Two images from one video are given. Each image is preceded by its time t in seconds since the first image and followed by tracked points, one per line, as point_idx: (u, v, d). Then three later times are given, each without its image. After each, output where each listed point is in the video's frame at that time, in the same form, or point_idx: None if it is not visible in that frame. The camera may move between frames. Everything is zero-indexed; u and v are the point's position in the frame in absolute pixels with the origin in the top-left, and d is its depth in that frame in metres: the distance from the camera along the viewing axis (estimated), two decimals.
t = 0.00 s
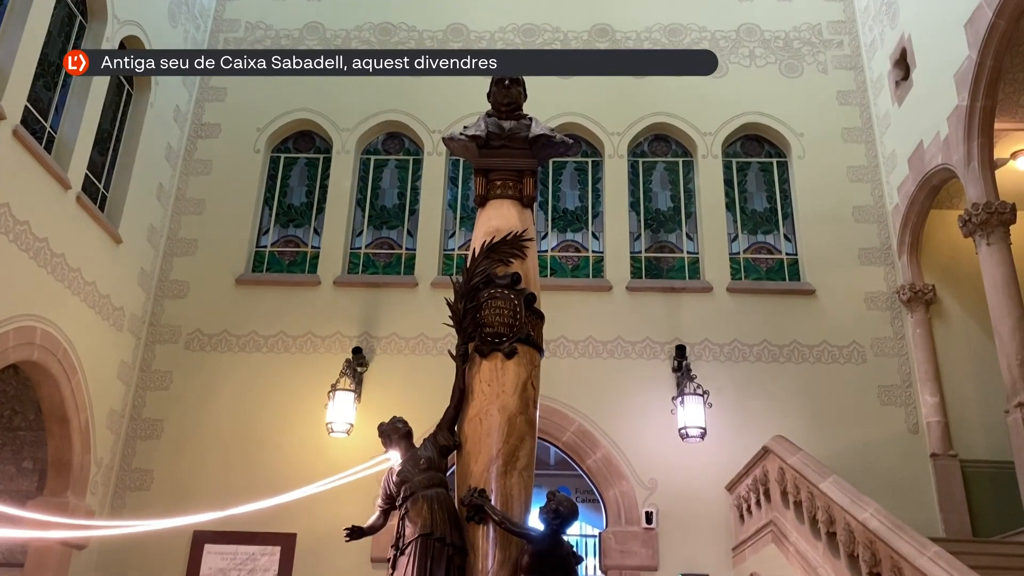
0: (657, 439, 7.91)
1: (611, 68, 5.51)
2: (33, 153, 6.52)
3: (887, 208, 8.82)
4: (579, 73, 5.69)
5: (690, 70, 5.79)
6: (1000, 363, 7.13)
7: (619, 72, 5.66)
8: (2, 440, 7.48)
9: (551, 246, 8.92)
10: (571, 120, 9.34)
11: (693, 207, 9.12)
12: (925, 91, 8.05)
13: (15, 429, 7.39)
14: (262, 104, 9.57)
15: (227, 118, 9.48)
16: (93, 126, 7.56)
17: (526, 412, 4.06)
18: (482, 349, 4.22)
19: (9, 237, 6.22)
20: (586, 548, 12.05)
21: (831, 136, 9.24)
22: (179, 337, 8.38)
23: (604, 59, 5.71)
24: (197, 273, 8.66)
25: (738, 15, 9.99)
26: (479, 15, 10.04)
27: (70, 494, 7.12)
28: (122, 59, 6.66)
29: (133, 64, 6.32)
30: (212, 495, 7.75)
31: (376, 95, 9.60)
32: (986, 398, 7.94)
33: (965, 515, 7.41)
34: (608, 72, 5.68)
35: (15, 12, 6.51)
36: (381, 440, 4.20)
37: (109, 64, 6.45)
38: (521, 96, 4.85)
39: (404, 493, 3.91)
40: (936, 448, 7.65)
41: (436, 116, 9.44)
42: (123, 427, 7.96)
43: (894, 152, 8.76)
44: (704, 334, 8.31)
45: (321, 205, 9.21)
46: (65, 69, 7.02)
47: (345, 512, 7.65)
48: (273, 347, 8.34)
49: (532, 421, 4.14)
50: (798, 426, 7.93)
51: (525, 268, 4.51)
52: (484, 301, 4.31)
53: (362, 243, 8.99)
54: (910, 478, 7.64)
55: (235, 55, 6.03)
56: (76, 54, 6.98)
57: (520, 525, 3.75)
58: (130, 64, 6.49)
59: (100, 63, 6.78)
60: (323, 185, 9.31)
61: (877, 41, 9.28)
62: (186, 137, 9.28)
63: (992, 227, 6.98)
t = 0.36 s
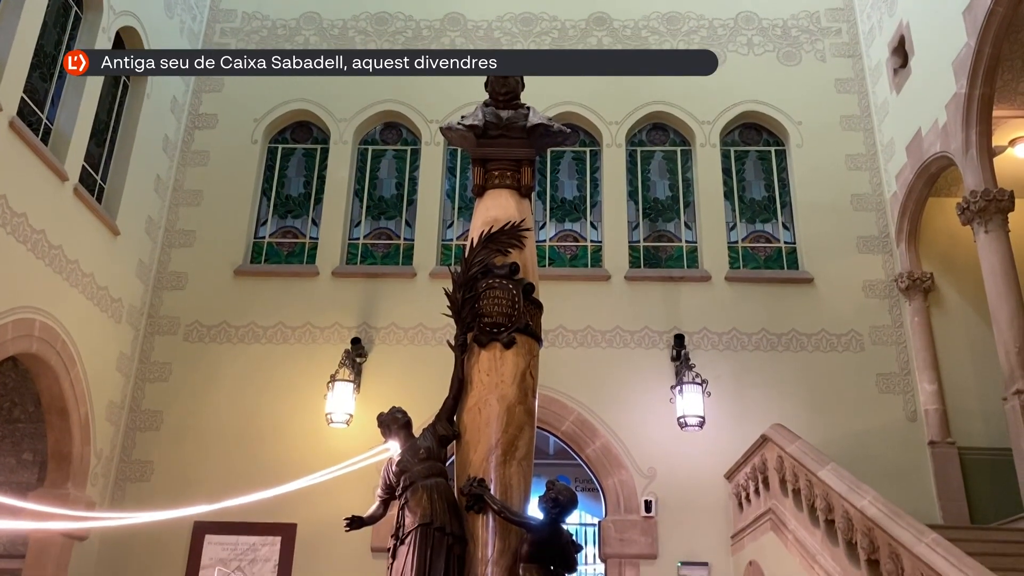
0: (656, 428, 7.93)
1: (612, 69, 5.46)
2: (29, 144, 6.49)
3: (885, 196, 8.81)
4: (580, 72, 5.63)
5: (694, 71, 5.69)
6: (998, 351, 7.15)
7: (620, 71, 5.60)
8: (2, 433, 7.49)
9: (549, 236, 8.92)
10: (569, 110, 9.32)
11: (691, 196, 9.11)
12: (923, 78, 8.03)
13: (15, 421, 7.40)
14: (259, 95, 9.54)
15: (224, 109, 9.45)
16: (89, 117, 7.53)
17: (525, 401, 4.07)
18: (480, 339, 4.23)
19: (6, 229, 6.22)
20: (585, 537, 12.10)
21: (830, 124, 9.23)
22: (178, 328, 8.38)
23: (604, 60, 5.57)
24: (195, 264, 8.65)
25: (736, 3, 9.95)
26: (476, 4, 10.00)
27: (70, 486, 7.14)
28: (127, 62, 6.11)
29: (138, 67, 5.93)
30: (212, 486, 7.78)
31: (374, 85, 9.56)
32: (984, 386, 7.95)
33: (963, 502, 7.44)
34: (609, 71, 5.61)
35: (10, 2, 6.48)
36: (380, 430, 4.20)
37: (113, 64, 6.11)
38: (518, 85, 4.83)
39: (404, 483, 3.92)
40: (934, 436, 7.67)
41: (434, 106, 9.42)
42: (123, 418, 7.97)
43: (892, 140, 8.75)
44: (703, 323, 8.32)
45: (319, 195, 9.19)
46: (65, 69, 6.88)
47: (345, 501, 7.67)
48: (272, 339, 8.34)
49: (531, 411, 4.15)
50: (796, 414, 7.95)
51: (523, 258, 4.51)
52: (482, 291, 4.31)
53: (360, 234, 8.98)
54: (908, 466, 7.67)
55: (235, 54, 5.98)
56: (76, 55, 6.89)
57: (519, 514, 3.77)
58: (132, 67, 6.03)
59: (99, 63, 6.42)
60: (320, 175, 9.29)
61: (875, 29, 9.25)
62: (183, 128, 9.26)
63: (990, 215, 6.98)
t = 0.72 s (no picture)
0: (655, 414, 7.95)
1: (611, 69, 5.43)
2: (26, 133, 6.47)
3: (884, 181, 8.80)
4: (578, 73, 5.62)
5: (696, 71, 5.65)
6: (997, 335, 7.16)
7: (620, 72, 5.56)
8: (3, 422, 7.51)
9: (548, 223, 8.91)
10: (567, 96, 9.29)
11: (690, 182, 9.10)
12: (923, 63, 8.00)
13: (16, 411, 7.42)
14: (257, 82, 9.51)
15: (221, 97, 9.42)
16: (86, 106, 7.51)
17: (525, 388, 4.09)
18: (479, 326, 4.23)
19: (5, 218, 6.21)
20: (585, 523, 12.16)
21: (829, 110, 9.20)
22: (177, 316, 8.39)
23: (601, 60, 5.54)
24: (194, 252, 8.65)
25: None
26: None
27: (71, 474, 7.16)
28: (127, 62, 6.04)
29: (138, 66, 5.90)
30: (213, 473, 7.80)
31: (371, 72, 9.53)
32: (983, 370, 7.97)
33: (962, 487, 7.46)
34: (610, 72, 5.58)
35: None
36: (380, 417, 4.20)
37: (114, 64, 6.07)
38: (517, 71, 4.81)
39: (404, 470, 3.92)
40: (933, 420, 7.69)
41: (433, 93, 9.40)
42: (124, 407, 7.98)
43: (891, 125, 8.73)
44: (702, 310, 8.33)
45: (317, 183, 9.18)
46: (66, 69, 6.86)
47: (345, 488, 7.70)
48: (271, 326, 8.35)
49: (530, 397, 4.18)
50: (795, 400, 7.97)
51: (522, 244, 4.52)
52: (481, 278, 4.32)
53: (359, 222, 8.97)
54: (907, 450, 7.70)
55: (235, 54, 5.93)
56: (76, 54, 6.84)
57: (519, 500, 3.79)
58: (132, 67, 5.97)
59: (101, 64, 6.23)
60: (319, 163, 9.27)
61: (875, 14, 9.21)
62: (181, 116, 9.23)
63: (989, 200, 6.97)
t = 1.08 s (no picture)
0: (655, 396, 7.97)
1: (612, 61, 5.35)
2: (23, 117, 6.45)
3: (884, 162, 8.77)
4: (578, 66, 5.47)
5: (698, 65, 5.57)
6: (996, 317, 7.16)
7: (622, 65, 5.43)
8: (4, 406, 7.53)
9: (547, 206, 8.90)
10: (567, 78, 9.24)
11: (690, 164, 9.07)
12: (924, 43, 7.95)
13: (17, 395, 7.45)
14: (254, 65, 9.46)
15: (219, 81, 9.38)
16: (83, 90, 7.47)
17: (524, 370, 4.10)
18: (479, 309, 4.23)
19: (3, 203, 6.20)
20: (585, 504, 12.22)
21: (829, 91, 9.16)
22: (177, 301, 8.39)
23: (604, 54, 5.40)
24: (193, 237, 8.64)
25: None
26: None
27: (73, 459, 7.19)
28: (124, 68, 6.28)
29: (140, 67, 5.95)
30: (214, 456, 7.83)
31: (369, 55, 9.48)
32: (982, 351, 7.98)
33: (960, 467, 7.49)
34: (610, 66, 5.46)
35: None
36: (380, 400, 4.21)
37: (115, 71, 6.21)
38: (516, 53, 4.78)
39: (405, 452, 3.94)
40: (932, 402, 7.71)
41: (431, 75, 9.36)
42: (125, 391, 8.00)
43: (892, 106, 8.69)
44: (702, 292, 8.33)
45: (316, 166, 9.15)
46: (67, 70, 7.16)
47: (347, 470, 7.73)
48: (271, 311, 8.35)
49: (530, 379, 4.18)
50: (795, 381, 7.99)
51: (521, 227, 4.51)
52: (480, 261, 4.31)
53: (358, 205, 8.96)
54: (905, 432, 7.72)
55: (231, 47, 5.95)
56: (75, 55, 7.07)
57: (519, 481, 3.80)
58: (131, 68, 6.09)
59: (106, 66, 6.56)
60: (317, 147, 9.24)
61: None
62: (178, 100, 9.19)
63: (989, 181, 6.95)
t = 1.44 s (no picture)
0: (655, 377, 7.98)
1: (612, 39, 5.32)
2: (21, 99, 6.42)
3: (886, 142, 8.74)
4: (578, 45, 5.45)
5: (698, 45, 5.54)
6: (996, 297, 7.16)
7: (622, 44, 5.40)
8: (6, 388, 7.55)
9: (547, 187, 8.87)
10: (567, 58, 9.19)
11: (691, 144, 9.04)
12: (926, 21, 7.90)
13: (18, 377, 7.48)
14: (252, 46, 9.41)
15: (217, 62, 9.33)
16: (81, 71, 7.43)
17: (524, 351, 4.10)
18: (479, 291, 4.24)
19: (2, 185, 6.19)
20: (585, 485, 12.28)
21: (831, 70, 9.11)
22: (177, 283, 8.38)
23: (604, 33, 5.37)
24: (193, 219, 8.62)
25: None
26: None
27: (75, 440, 7.21)
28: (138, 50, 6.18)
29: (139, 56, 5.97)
30: (215, 437, 7.86)
31: (367, 35, 9.42)
32: (983, 331, 7.98)
33: (959, 447, 7.52)
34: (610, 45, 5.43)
35: None
36: (381, 381, 4.21)
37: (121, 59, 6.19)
38: (515, 32, 4.75)
39: (405, 433, 3.95)
40: (932, 381, 7.73)
41: (430, 56, 9.30)
42: (126, 373, 8.02)
43: (893, 85, 8.65)
44: (702, 274, 8.32)
45: (315, 148, 9.12)
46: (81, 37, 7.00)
47: (348, 451, 7.76)
48: (271, 293, 8.35)
49: (530, 361, 4.19)
50: (795, 362, 8.00)
51: (521, 208, 4.50)
52: (480, 242, 4.31)
53: (358, 187, 8.93)
54: (904, 412, 7.75)
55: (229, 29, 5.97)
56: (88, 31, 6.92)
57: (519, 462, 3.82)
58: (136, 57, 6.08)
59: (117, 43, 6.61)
60: (316, 128, 9.21)
61: None
62: (177, 81, 9.15)
63: (991, 160, 6.93)
